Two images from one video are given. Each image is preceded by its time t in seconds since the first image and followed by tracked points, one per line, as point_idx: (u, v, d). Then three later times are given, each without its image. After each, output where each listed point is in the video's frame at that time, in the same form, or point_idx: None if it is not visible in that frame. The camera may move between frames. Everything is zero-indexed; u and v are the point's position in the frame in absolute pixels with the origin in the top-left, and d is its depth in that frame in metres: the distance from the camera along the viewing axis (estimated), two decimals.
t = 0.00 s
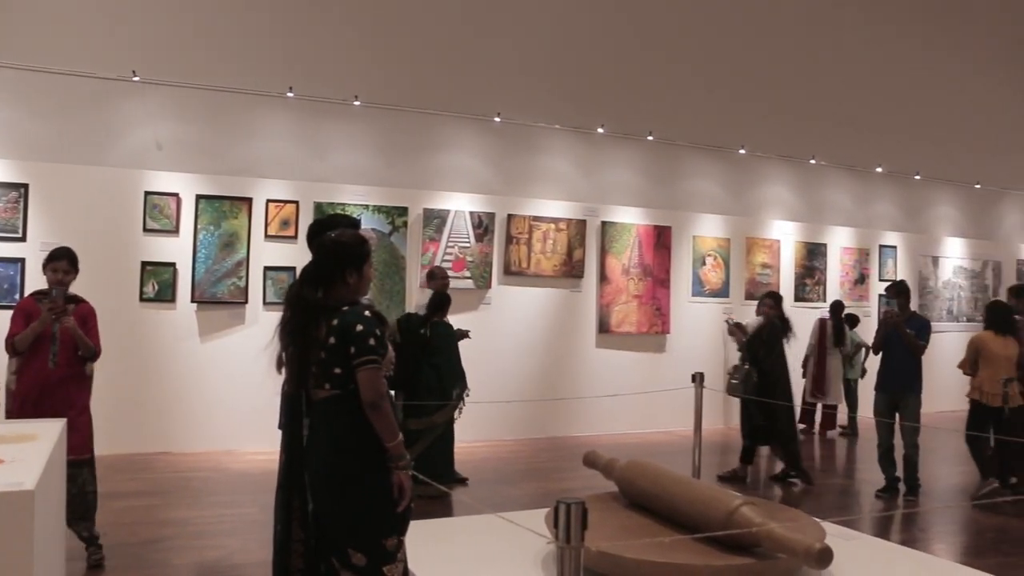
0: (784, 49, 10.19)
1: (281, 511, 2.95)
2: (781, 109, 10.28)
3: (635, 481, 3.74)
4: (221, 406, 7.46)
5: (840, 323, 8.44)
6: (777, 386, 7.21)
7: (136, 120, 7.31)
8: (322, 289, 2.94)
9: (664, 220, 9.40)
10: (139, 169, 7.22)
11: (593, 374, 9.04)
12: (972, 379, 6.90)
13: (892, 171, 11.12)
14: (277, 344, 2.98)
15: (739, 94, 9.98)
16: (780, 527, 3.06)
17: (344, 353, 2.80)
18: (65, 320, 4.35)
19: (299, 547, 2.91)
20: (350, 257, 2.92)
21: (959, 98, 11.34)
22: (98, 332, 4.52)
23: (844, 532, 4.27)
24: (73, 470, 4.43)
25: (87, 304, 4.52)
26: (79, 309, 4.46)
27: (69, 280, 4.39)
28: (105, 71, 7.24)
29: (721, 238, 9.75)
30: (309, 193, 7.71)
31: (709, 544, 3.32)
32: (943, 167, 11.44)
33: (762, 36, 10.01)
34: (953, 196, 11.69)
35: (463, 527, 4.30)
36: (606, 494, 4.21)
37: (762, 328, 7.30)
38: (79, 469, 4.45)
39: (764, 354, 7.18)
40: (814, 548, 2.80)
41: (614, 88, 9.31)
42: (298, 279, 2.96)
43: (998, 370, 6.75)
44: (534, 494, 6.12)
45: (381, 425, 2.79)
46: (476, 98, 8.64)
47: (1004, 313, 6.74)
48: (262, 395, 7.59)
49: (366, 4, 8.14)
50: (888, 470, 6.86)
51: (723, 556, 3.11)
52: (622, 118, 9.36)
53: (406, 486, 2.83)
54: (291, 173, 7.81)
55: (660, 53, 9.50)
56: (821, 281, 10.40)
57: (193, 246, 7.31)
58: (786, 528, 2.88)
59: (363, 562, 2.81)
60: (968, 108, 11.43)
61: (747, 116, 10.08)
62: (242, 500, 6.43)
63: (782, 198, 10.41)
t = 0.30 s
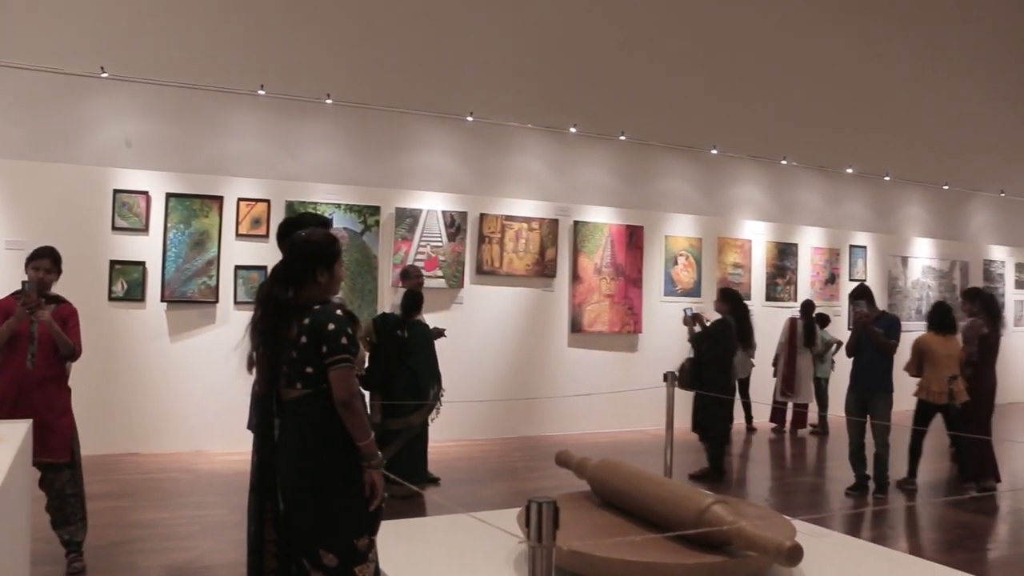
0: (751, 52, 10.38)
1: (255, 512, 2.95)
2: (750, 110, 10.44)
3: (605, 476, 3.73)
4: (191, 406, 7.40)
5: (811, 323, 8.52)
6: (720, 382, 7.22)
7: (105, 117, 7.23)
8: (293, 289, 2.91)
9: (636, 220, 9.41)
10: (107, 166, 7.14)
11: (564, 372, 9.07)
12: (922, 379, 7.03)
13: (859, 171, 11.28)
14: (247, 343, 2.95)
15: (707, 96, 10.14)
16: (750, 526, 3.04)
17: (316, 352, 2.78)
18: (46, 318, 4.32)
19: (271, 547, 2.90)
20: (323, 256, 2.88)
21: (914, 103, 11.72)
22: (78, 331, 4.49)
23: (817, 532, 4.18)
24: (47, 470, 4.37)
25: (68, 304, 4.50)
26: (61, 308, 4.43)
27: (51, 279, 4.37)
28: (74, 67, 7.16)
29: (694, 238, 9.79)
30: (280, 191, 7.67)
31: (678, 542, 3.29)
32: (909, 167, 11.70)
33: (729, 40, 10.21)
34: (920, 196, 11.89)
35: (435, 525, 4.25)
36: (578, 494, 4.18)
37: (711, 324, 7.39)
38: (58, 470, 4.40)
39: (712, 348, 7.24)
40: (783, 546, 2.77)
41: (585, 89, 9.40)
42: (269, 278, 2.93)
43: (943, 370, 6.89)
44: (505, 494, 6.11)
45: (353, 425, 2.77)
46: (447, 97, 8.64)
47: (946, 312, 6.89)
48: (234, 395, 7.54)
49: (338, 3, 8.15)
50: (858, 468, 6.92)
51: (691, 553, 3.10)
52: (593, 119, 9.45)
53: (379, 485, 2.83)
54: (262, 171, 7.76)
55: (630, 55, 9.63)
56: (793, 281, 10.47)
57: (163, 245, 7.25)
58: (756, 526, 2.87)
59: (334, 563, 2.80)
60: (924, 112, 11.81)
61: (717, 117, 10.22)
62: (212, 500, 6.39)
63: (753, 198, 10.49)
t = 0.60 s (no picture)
0: (723, 53, 10.50)
1: (228, 512, 2.93)
2: (721, 111, 10.58)
3: (578, 476, 3.74)
4: (162, 406, 7.34)
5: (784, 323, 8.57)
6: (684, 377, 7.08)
7: (72, 114, 7.12)
8: (263, 288, 2.89)
9: (608, 219, 9.45)
10: (75, 164, 7.04)
11: (537, 371, 9.07)
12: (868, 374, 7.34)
13: (829, 171, 11.50)
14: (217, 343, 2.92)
15: (679, 96, 10.24)
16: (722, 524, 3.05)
17: (287, 351, 2.74)
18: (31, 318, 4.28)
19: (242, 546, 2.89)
20: (295, 255, 2.87)
21: (880, 105, 11.94)
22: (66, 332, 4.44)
23: (789, 530, 4.19)
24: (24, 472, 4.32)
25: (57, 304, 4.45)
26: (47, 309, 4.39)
27: (39, 280, 4.32)
28: (41, 63, 7.05)
29: (666, 237, 9.84)
30: (251, 190, 7.63)
31: (650, 540, 3.30)
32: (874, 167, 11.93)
33: (699, 42, 10.34)
34: (890, 197, 12.14)
35: (401, 524, 4.23)
36: (549, 493, 4.17)
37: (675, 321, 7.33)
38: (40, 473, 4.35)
39: (677, 345, 7.14)
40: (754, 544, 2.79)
41: (558, 88, 9.45)
42: (239, 278, 2.91)
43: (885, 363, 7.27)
44: (478, 494, 6.10)
45: (324, 425, 2.74)
46: (420, 96, 8.63)
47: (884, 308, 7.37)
48: (205, 395, 7.51)
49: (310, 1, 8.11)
50: (828, 467, 6.97)
51: (661, 551, 3.12)
52: (567, 118, 9.49)
53: (350, 485, 2.80)
54: (233, 170, 7.70)
55: (603, 56, 9.70)
56: (764, 281, 10.55)
57: (132, 244, 7.19)
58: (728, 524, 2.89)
59: (306, 563, 2.77)
60: (890, 114, 12.04)
61: (689, 117, 10.33)
62: (183, 501, 6.34)
63: (725, 198, 10.62)
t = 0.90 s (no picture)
0: (692, 59, 10.72)
1: (195, 513, 2.84)
2: (693, 113, 10.76)
3: (548, 471, 3.71)
4: (135, 406, 7.28)
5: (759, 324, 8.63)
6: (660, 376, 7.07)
7: (43, 111, 7.05)
8: (236, 287, 2.85)
9: (584, 218, 9.47)
10: (46, 162, 6.97)
11: (513, 370, 9.07)
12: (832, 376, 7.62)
13: (803, 171, 11.83)
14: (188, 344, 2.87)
15: (651, 97, 10.40)
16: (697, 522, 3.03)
17: (260, 350, 2.71)
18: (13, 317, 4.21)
19: (212, 548, 2.79)
20: (266, 254, 2.83)
21: (844, 108, 12.30)
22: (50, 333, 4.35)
23: (766, 531, 4.01)
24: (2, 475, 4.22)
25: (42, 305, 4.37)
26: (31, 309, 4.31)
27: (21, 279, 4.27)
28: (11, 59, 6.98)
29: (641, 237, 9.87)
30: (225, 188, 7.58)
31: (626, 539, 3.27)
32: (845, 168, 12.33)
33: (669, 48, 10.55)
34: (864, 198, 12.55)
35: (379, 527, 4.01)
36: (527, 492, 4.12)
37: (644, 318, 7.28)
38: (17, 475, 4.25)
39: (650, 345, 7.10)
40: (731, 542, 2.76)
41: (534, 89, 9.52)
42: (211, 276, 2.86)
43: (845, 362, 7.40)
44: (454, 493, 6.08)
45: (298, 425, 2.73)
46: (395, 96, 8.64)
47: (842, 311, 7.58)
48: (178, 394, 7.45)
49: None
50: (804, 465, 6.99)
51: (636, 548, 3.08)
52: (540, 118, 9.56)
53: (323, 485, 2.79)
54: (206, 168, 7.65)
55: (576, 58, 9.83)
56: (739, 280, 10.65)
57: (104, 243, 7.12)
58: (704, 522, 2.86)
59: (280, 563, 2.73)
60: (853, 117, 12.42)
61: (661, 119, 10.49)
62: (155, 503, 6.27)
63: (699, 198, 10.74)
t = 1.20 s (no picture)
0: (670, 59, 10.79)
1: (167, 514, 2.83)
2: (671, 114, 10.82)
3: (527, 471, 3.70)
4: (109, 407, 7.22)
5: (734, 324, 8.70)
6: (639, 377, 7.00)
7: (14, 108, 6.98)
8: (211, 287, 2.83)
9: (559, 218, 9.57)
10: (17, 159, 6.90)
11: (491, 370, 9.08)
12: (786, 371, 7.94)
13: (780, 171, 11.97)
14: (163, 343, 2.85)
15: (629, 98, 10.44)
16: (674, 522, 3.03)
17: (235, 350, 2.69)
18: None
19: (183, 551, 2.78)
20: (240, 252, 2.80)
21: (819, 110, 12.44)
22: (28, 334, 4.26)
23: (742, 527, 4.13)
24: None
25: (21, 307, 4.28)
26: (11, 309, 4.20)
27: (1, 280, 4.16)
28: None
29: (618, 236, 10.02)
30: (200, 187, 7.54)
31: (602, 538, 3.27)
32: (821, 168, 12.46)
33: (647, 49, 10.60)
34: (838, 198, 12.72)
35: (355, 526, 3.99)
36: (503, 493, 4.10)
37: (622, 317, 7.09)
38: None
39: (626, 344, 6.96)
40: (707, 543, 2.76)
41: (512, 88, 9.52)
42: (186, 276, 2.85)
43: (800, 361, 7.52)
44: (430, 493, 6.08)
45: (274, 424, 2.69)
46: (372, 94, 8.61)
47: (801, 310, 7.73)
48: (153, 394, 7.41)
49: None
50: (779, 464, 7.04)
51: (612, 548, 3.08)
52: (519, 117, 9.55)
53: (299, 485, 2.75)
54: (181, 166, 7.59)
55: (554, 58, 9.84)
56: (715, 280, 10.87)
57: (77, 242, 7.05)
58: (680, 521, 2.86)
59: (255, 564, 2.72)
60: (828, 118, 12.55)
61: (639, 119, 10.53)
62: (129, 504, 6.22)
63: (675, 198, 10.82)
